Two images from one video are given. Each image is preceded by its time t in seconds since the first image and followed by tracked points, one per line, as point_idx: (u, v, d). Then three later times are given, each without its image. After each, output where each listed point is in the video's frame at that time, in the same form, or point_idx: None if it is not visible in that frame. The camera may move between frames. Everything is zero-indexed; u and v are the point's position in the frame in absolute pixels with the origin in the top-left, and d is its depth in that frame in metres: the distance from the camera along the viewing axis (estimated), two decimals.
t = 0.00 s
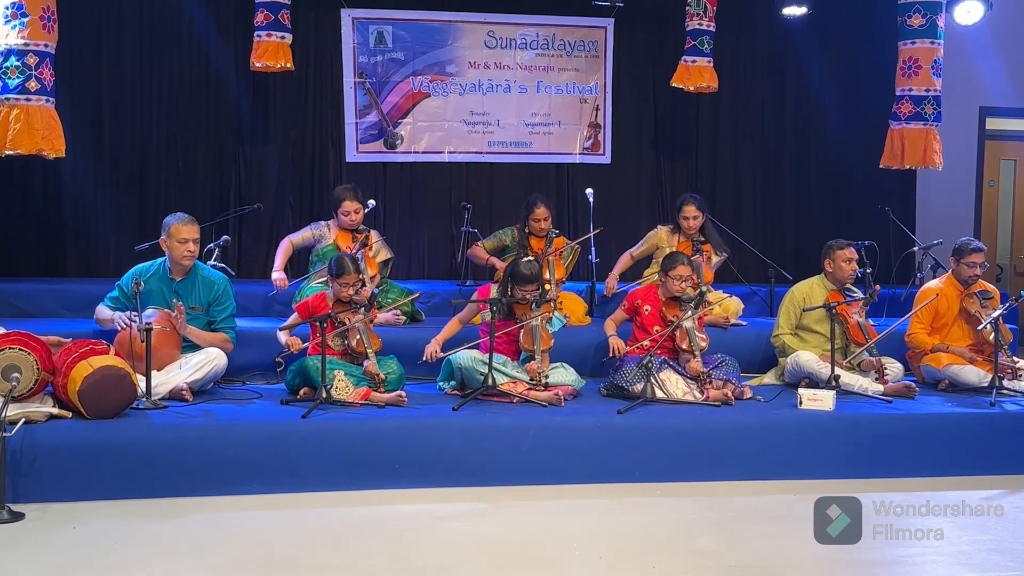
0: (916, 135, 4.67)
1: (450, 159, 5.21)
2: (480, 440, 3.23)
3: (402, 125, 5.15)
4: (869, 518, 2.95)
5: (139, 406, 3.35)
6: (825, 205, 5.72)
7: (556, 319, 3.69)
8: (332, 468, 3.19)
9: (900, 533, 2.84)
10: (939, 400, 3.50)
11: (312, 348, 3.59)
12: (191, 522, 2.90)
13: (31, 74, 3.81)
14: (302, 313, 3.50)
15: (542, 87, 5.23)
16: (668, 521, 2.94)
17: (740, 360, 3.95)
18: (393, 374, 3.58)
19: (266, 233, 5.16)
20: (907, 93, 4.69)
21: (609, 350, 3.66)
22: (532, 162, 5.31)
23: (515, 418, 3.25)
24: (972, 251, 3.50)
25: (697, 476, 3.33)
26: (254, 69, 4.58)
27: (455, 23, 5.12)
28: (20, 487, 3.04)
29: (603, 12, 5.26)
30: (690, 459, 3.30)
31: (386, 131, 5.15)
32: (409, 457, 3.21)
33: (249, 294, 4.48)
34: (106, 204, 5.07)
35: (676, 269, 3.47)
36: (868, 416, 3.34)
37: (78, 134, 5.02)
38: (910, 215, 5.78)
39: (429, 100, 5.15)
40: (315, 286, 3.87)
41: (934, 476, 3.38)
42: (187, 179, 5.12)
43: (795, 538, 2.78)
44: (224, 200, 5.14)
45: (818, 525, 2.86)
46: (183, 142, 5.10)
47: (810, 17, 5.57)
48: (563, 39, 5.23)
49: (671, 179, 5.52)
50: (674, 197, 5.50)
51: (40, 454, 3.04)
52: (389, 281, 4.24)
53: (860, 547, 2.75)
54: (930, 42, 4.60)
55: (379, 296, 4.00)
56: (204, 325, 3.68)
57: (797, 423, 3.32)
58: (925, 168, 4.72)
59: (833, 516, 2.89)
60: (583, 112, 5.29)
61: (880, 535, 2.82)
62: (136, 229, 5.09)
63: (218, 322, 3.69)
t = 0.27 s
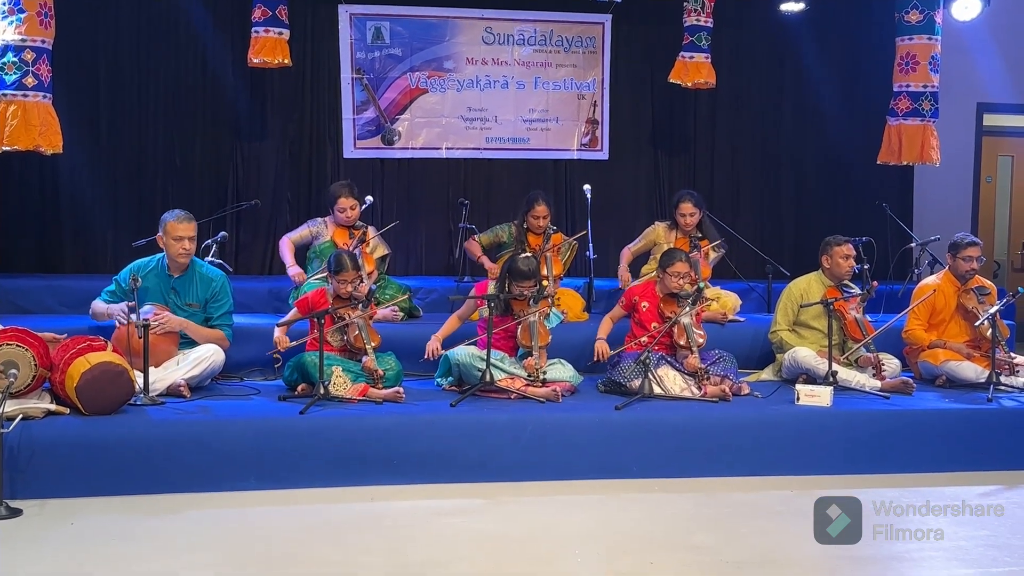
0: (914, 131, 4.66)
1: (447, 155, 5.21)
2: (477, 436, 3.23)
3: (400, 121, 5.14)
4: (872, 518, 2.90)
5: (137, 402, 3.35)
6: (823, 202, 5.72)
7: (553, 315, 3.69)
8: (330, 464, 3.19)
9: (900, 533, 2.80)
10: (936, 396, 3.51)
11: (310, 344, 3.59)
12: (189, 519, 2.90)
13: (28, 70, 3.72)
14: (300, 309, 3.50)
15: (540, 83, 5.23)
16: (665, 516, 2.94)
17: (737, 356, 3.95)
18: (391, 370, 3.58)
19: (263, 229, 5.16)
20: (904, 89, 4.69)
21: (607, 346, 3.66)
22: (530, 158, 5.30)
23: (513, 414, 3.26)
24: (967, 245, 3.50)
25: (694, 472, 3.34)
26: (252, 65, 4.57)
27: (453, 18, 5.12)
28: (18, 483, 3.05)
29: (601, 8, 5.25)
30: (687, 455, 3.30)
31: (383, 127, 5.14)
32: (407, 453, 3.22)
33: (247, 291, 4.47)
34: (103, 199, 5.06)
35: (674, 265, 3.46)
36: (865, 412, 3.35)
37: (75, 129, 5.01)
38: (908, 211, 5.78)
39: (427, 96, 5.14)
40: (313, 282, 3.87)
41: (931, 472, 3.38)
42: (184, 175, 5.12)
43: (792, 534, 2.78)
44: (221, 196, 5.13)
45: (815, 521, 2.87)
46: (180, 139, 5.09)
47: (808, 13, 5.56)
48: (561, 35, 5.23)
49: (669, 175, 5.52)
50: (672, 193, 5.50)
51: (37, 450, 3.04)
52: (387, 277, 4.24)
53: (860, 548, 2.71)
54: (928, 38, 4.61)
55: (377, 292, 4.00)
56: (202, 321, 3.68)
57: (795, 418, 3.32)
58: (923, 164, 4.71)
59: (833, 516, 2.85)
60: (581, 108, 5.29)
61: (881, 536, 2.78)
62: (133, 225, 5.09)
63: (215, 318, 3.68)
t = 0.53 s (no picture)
0: (911, 130, 4.66)
1: (445, 154, 5.21)
2: (474, 436, 3.23)
3: (398, 120, 5.14)
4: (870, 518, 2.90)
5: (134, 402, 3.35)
6: (821, 201, 5.73)
7: (551, 315, 3.69)
8: (327, 464, 3.19)
9: (900, 533, 2.80)
10: (933, 396, 3.51)
11: (307, 344, 3.59)
12: (186, 518, 2.90)
13: (25, 69, 3.78)
14: (298, 308, 3.49)
15: (538, 83, 5.23)
16: (662, 516, 2.94)
17: (735, 356, 3.95)
18: (389, 370, 3.58)
19: (260, 228, 5.16)
20: (902, 89, 4.70)
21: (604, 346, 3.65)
22: (527, 157, 5.30)
23: (510, 414, 3.26)
24: (962, 243, 3.50)
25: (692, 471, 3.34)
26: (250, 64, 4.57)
27: (451, 18, 5.11)
28: (15, 483, 3.04)
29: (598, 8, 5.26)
30: (685, 454, 3.30)
31: (381, 126, 5.14)
32: (404, 453, 3.22)
33: (244, 290, 4.47)
34: (101, 198, 5.06)
35: (672, 264, 3.46)
36: (862, 412, 3.35)
37: (72, 128, 5.01)
38: (905, 210, 5.79)
39: (425, 95, 5.14)
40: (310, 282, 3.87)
41: (928, 472, 3.38)
42: (182, 175, 5.11)
43: (789, 533, 2.78)
44: (219, 195, 5.13)
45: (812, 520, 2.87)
46: (178, 138, 5.09)
47: (806, 12, 5.57)
48: (559, 35, 5.23)
49: (666, 174, 5.52)
50: (670, 193, 5.50)
51: (34, 450, 3.04)
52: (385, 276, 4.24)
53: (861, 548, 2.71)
54: (925, 37, 4.62)
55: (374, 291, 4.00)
56: (199, 321, 3.68)
57: (792, 418, 3.32)
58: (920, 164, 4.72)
59: (833, 516, 2.84)
60: (578, 108, 5.30)
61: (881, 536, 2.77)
62: (131, 224, 5.09)
63: (213, 318, 3.68)
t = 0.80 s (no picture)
0: (908, 133, 4.69)
1: (442, 156, 5.21)
2: (471, 437, 3.23)
3: (394, 122, 5.14)
4: (870, 518, 2.91)
5: (130, 403, 3.34)
6: (819, 202, 5.73)
7: (547, 317, 3.70)
8: (323, 465, 3.19)
9: (900, 533, 2.81)
10: (929, 397, 3.51)
11: (304, 345, 3.59)
12: (183, 519, 2.90)
13: (21, 71, 3.69)
14: (296, 310, 3.49)
15: (534, 84, 5.23)
16: (659, 517, 2.94)
17: (732, 358, 3.95)
18: (386, 371, 3.58)
19: (257, 230, 5.16)
20: (898, 91, 4.71)
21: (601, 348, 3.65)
22: (523, 159, 5.31)
23: (507, 416, 3.25)
24: (958, 245, 3.50)
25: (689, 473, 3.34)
26: (247, 65, 4.57)
27: (448, 19, 5.11)
28: (11, 484, 3.04)
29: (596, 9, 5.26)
30: (681, 456, 3.30)
31: (378, 128, 5.14)
32: (400, 454, 3.21)
33: (240, 291, 4.46)
34: (98, 200, 5.05)
35: (669, 266, 3.46)
36: (859, 414, 3.35)
37: (69, 128, 5.00)
38: (903, 212, 5.78)
39: (421, 96, 5.14)
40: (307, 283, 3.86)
41: (925, 473, 3.38)
42: (179, 176, 5.11)
43: (785, 535, 2.78)
44: (215, 197, 5.13)
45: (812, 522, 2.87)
46: (175, 139, 5.09)
47: (803, 14, 5.57)
48: (555, 36, 5.23)
49: (662, 175, 5.52)
50: (667, 195, 5.50)
51: (30, 451, 3.04)
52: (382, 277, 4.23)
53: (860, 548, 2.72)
54: (922, 40, 4.62)
55: (371, 293, 4.00)
56: (196, 322, 3.67)
57: (788, 420, 3.32)
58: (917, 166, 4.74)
59: (833, 516, 2.85)
60: (575, 109, 5.30)
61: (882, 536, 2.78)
62: (128, 225, 5.08)
63: (209, 319, 3.66)
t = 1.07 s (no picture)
0: (891, 142, 4.80)
1: (440, 164, 5.32)
2: (468, 438, 3.34)
3: (394, 131, 5.25)
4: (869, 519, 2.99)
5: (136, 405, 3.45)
6: (808, 209, 5.85)
7: (542, 321, 3.80)
8: (325, 465, 3.29)
9: (899, 533, 2.90)
10: (911, 399, 3.63)
11: (306, 348, 3.69)
12: (190, 517, 3.00)
13: (32, 82, 3.70)
14: (299, 314, 3.62)
15: (530, 95, 5.35)
16: (650, 516, 3.05)
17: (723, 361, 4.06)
18: (385, 373, 3.71)
19: (261, 235, 5.26)
20: (883, 101, 4.80)
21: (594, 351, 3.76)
22: (519, 168, 5.42)
23: (503, 417, 3.36)
24: (939, 251, 3.61)
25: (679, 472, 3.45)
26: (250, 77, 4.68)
27: (445, 32, 5.22)
28: (20, 484, 3.14)
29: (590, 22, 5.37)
30: (672, 456, 3.41)
31: (378, 137, 5.25)
32: (400, 454, 3.32)
33: (243, 296, 4.57)
34: (106, 206, 5.15)
35: (660, 272, 3.56)
36: (844, 415, 3.47)
37: (77, 135, 5.10)
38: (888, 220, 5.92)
39: (420, 107, 5.25)
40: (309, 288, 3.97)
41: (909, 472, 3.50)
42: (185, 184, 5.21)
43: (771, 533, 2.89)
44: (220, 204, 5.23)
45: (798, 521, 2.98)
46: (180, 146, 5.19)
47: (790, 29, 5.69)
48: (550, 49, 5.34)
49: (653, 183, 5.62)
50: (658, 202, 5.61)
51: (39, 451, 3.14)
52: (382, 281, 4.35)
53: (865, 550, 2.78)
54: (905, 53, 4.72)
55: (372, 297, 4.11)
56: (201, 326, 3.78)
57: (776, 420, 3.44)
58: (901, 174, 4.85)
59: (832, 516, 2.91)
60: (568, 119, 5.41)
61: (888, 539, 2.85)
62: (136, 231, 5.18)
63: (215, 322, 3.78)
